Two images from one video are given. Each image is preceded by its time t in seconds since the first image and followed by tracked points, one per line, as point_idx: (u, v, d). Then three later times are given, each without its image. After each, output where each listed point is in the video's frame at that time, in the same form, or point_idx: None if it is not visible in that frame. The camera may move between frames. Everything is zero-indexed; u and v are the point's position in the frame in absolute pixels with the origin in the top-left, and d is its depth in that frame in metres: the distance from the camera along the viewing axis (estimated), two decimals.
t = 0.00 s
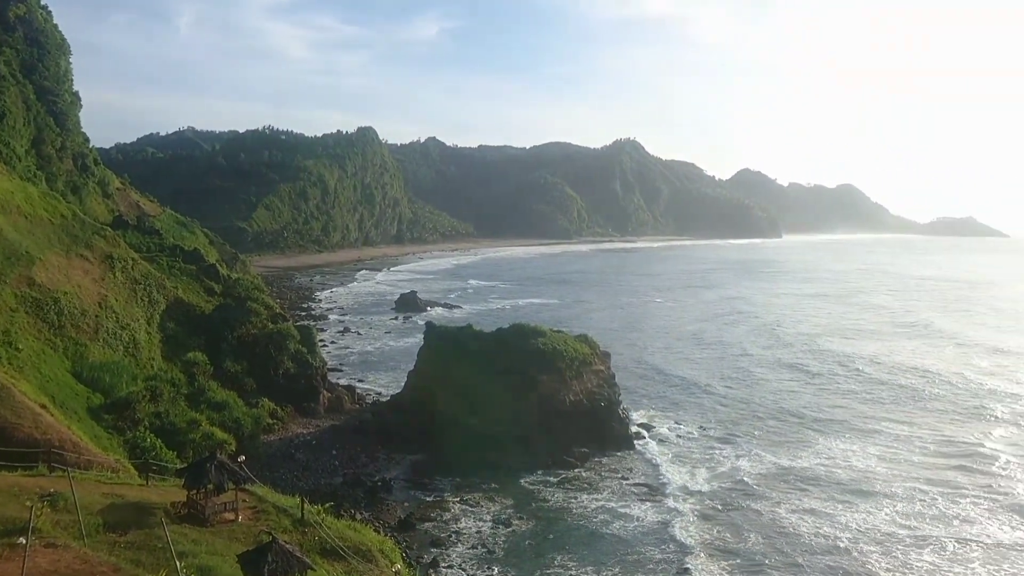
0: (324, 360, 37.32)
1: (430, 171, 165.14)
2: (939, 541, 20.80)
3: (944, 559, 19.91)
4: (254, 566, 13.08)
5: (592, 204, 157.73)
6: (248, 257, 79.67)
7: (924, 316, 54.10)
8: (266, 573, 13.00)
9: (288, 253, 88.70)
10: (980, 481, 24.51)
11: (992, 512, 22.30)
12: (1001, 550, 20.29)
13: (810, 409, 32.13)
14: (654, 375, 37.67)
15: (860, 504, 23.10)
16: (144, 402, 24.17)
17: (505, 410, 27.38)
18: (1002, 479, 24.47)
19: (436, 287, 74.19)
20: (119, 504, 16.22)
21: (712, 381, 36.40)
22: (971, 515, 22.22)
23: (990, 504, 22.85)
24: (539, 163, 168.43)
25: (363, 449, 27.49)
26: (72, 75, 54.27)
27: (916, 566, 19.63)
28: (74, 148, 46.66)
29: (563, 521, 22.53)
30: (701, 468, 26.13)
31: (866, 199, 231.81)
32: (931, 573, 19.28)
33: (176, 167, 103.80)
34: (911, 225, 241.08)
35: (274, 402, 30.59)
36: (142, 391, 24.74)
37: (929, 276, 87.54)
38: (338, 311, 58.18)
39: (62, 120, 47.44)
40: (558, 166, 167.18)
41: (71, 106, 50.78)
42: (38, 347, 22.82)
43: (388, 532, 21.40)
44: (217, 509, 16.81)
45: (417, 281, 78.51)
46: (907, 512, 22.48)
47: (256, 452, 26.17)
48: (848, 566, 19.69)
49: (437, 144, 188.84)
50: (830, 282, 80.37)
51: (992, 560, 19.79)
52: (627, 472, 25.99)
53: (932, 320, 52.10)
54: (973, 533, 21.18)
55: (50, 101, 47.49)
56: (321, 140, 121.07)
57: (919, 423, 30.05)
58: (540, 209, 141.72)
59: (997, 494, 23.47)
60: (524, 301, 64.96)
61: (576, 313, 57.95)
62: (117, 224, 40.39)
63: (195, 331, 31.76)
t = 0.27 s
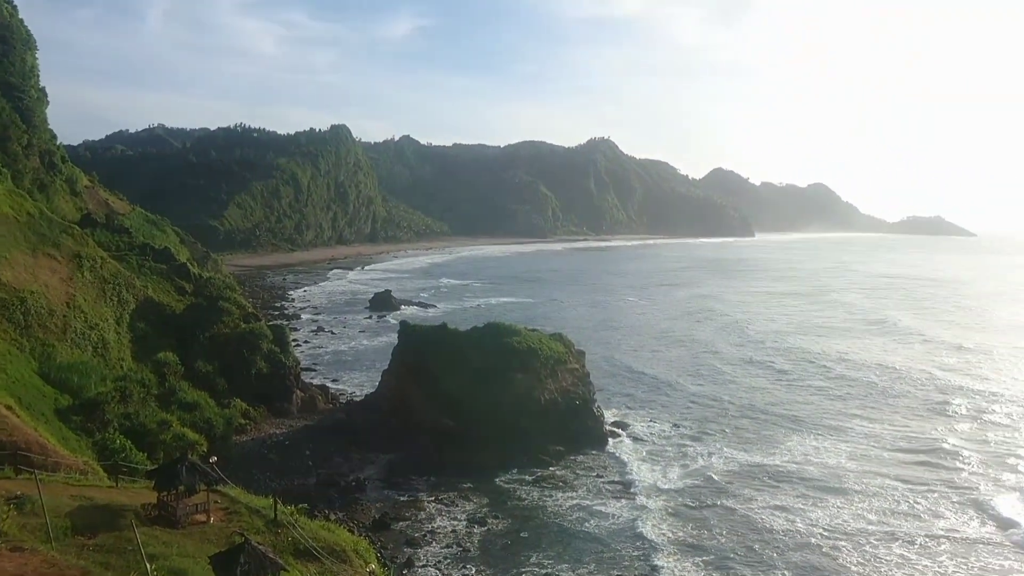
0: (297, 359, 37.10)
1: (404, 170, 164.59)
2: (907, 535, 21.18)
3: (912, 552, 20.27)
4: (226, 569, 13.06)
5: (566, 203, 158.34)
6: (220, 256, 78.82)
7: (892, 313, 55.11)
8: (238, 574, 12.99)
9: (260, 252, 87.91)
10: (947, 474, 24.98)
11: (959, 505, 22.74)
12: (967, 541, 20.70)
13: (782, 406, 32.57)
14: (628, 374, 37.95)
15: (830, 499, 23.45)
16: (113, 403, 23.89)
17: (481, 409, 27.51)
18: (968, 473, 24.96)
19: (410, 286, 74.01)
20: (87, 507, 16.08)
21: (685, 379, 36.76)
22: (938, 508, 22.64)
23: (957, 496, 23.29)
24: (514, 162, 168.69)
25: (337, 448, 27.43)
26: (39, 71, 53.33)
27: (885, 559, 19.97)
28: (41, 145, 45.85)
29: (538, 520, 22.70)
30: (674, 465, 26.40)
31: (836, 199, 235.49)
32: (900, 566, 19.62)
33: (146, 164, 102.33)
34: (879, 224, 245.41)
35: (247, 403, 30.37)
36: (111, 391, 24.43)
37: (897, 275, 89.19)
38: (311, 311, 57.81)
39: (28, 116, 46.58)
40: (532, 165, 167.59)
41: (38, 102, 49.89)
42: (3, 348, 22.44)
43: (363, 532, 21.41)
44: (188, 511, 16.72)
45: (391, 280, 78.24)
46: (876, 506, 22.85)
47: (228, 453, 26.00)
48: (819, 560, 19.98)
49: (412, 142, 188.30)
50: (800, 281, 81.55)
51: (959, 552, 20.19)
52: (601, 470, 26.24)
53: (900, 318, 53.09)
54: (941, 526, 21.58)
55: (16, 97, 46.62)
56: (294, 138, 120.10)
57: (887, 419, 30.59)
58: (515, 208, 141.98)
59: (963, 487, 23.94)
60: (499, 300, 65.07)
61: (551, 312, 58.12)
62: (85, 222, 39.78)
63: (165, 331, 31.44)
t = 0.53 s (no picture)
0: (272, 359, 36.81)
1: (380, 168, 163.86)
2: (879, 530, 21.55)
3: (884, 547, 20.64)
4: (200, 571, 13.01)
5: (542, 202, 158.77)
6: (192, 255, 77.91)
7: (861, 312, 56.07)
8: None
9: (234, 251, 87.01)
10: (916, 470, 25.47)
11: (928, 500, 23.19)
12: (937, 536, 21.12)
13: (755, 404, 32.99)
14: (603, 372, 38.18)
15: (803, 495, 23.81)
16: (84, 404, 23.58)
17: (457, 408, 27.59)
18: (936, 469, 25.49)
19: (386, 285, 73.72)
20: (57, 510, 15.90)
21: (660, 378, 37.09)
22: (908, 503, 23.08)
23: (926, 492, 23.75)
24: (490, 160, 168.71)
25: (313, 448, 27.35)
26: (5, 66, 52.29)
27: (857, 554, 20.31)
28: (8, 142, 45.00)
29: (515, 519, 22.83)
30: (649, 463, 26.64)
31: (807, 199, 238.77)
32: (872, 560, 19.97)
33: (116, 162, 100.77)
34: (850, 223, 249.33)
35: (220, 403, 30.13)
36: (81, 392, 24.11)
37: (867, 274, 90.72)
38: (286, 310, 57.37)
39: None
40: (508, 164, 167.73)
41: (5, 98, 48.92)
42: None
43: (338, 533, 21.39)
44: (161, 513, 16.60)
45: (367, 279, 77.90)
46: (848, 501, 23.23)
47: (201, 453, 25.77)
48: (793, 556, 20.27)
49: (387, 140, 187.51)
50: (773, 279, 82.61)
51: (929, 546, 20.61)
52: (577, 468, 26.45)
53: (869, 316, 54.05)
54: (911, 521, 22.01)
55: None
56: (267, 135, 119.00)
57: (858, 416, 31.13)
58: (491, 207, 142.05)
59: (932, 483, 24.42)
60: (475, 298, 65.10)
61: (527, 311, 58.24)
62: (54, 220, 39.13)
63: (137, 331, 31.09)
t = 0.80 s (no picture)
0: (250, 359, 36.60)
1: (358, 167, 163.10)
2: (855, 525, 21.94)
3: (860, 541, 21.01)
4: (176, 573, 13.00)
5: (521, 200, 159.06)
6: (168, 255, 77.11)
7: (836, 309, 56.97)
8: None
9: (210, 251, 86.19)
10: (889, 466, 25.96)
11: (902, 495, 23.66)
12: (911, 530, 21.54)
13: (732, 401, 33.41)
14: (582, 371, 38.42)
15: (780, 491, 24.16)
16: (58, 406, 23.33)
17: (436, 407, 27.63)
18: (908, 464, 26.00)
19: (365, 284, 73.48)
20: (31, 513, 15.76)
21: (639, 376, 37.41)
22: (882, 498, 23.53)
23: (899, 487, 24.22)
24: (469, 159, 168.67)
25: (291, 448, 27.27)
26: None
27: (834, 549, 20.66)
28: None
29: (495, 518, 22.94)
30: (628, 461, 26.88)
31: (782, 197, 241.55)
32: (848, 555, 20.32)
33: (89, 160, 99.36)
34: (824, 221, 252.70)
35: (198, 403, 29.94)
36: (55, 394, 23.83)
37: (840, 271, 92.15)
38: (264, 309, 57.01)
39: None
40: (487, 163, 167.78)
41: None
42: None
43: (318, 533, 21.37)
44: (137, 515, 16.51)
45: (346, 278, 77.60)
46: (825, 497, 23.62)
47: (178, 455, 25.60)
48: (771, 552, 20.57)
49: (365, 139, 186.69)
50: (748, 277, 83.58)
51: (903, 540, 21.02)
52: (556, 466, 26.62)
53: (842, 313, 54.94)
54: (885, 516, 22.43)
55: None
56: (244, 134, 117.99)
57: (832, 412, 31.64)
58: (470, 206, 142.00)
59: (905, 478, 24.91)
60: (454, 297, 65.13)
61: (506, 309, 58.38)
62: (27, 220, 38.59)
63: (112, 332, 30.80)
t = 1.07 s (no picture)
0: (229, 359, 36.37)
1: (339, 165, 162.31)
2: (833, 522, 22.29)
3: (838, 538, 21.35)
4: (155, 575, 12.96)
5: (503, 199, 159.17)
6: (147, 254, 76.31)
7: (813, 307, 57.67)
8: None
9: (189, 250, 85.39)
10: (867, 462, 26.39)
11: (879, 490, 24.10)
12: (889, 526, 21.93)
13: (711, 399, 33.78)
14: (564, 369, 38.65)
15: (759, 489, 24.47)
16: (34, 407, 23.09)
17: (419, 406, 27.67)
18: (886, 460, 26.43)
19: (345, 283, 73.19)
20: (6, 516, 15.64)
21: (620, 374, 37.68)
22: (862, 494, 23.95)
23: (878, 484, 24.60)
24: (450, 158, 168.46)
25: (271, 448, 27.17)
26: None
27: (813, 545, 21.00)
28: None
29: (477, 517, 23.04)
30: (610, 459, 27.10)
31: (762, 196, 243.81)
32: (826, 551, 20.67)
33: (65, 158, 98.02)
34: (803, 220, 255.47)
35: (177, 404, 29.73)
36: (31, 395, 23.60)
37: (818, 269, 93.24)
38: (244, 309, 56.63)
39: None
40: (469, 161, 167.67)
41: None
42: None
43: (298, 533, 21.36)
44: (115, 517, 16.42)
45: (326, 277, 77.26)
46: (804, 494, 23.98)
47: (157, 456, 25.42)
48: (751, 549, 20.84)
49: (346, 137, 185.78)
50: (728, 275, 84.31)
51: (882, 536, 21.38)
52: (539, 464, 26.79)
53: (820, 311, 55.64)
54: (863, 512, 22.80)
55: None
56: (223, 132, 117.00)
57: (810, 410, 32.10)
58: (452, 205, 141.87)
59: (883, 474, 25.34)
60: (436, 296, 65.06)
61: (487, 308, 58.50)
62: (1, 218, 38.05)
63: (89, 332, 30.48)
